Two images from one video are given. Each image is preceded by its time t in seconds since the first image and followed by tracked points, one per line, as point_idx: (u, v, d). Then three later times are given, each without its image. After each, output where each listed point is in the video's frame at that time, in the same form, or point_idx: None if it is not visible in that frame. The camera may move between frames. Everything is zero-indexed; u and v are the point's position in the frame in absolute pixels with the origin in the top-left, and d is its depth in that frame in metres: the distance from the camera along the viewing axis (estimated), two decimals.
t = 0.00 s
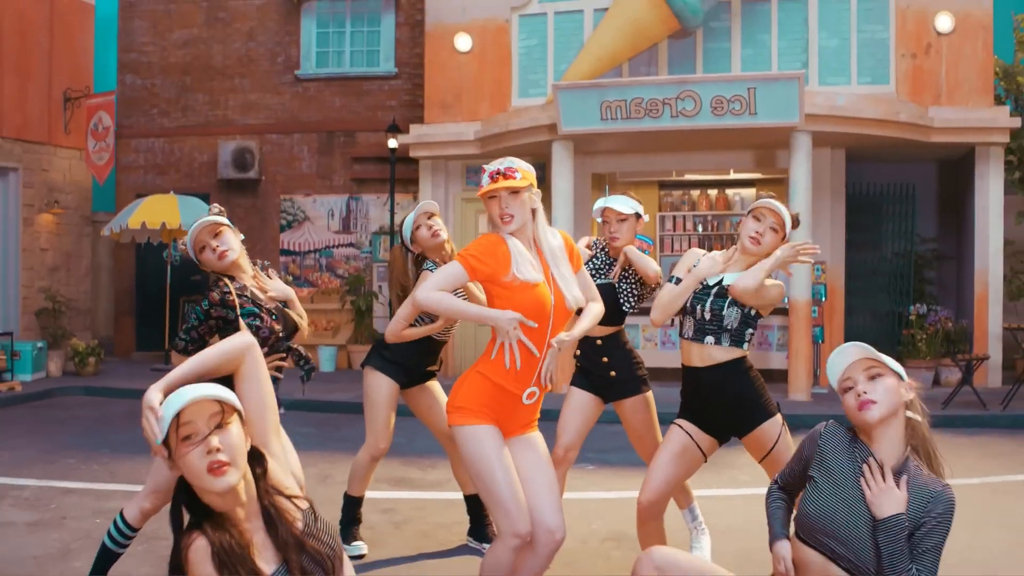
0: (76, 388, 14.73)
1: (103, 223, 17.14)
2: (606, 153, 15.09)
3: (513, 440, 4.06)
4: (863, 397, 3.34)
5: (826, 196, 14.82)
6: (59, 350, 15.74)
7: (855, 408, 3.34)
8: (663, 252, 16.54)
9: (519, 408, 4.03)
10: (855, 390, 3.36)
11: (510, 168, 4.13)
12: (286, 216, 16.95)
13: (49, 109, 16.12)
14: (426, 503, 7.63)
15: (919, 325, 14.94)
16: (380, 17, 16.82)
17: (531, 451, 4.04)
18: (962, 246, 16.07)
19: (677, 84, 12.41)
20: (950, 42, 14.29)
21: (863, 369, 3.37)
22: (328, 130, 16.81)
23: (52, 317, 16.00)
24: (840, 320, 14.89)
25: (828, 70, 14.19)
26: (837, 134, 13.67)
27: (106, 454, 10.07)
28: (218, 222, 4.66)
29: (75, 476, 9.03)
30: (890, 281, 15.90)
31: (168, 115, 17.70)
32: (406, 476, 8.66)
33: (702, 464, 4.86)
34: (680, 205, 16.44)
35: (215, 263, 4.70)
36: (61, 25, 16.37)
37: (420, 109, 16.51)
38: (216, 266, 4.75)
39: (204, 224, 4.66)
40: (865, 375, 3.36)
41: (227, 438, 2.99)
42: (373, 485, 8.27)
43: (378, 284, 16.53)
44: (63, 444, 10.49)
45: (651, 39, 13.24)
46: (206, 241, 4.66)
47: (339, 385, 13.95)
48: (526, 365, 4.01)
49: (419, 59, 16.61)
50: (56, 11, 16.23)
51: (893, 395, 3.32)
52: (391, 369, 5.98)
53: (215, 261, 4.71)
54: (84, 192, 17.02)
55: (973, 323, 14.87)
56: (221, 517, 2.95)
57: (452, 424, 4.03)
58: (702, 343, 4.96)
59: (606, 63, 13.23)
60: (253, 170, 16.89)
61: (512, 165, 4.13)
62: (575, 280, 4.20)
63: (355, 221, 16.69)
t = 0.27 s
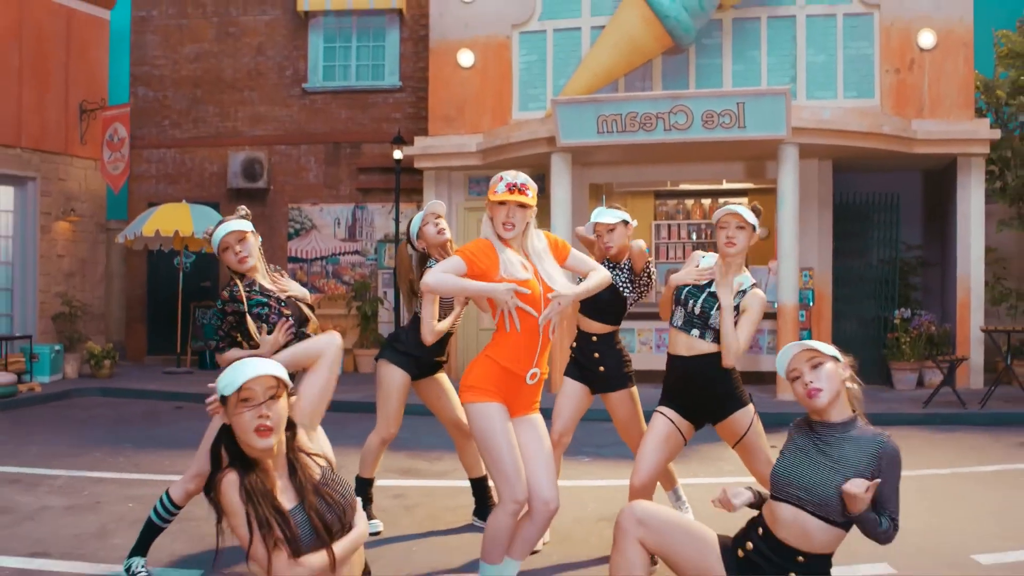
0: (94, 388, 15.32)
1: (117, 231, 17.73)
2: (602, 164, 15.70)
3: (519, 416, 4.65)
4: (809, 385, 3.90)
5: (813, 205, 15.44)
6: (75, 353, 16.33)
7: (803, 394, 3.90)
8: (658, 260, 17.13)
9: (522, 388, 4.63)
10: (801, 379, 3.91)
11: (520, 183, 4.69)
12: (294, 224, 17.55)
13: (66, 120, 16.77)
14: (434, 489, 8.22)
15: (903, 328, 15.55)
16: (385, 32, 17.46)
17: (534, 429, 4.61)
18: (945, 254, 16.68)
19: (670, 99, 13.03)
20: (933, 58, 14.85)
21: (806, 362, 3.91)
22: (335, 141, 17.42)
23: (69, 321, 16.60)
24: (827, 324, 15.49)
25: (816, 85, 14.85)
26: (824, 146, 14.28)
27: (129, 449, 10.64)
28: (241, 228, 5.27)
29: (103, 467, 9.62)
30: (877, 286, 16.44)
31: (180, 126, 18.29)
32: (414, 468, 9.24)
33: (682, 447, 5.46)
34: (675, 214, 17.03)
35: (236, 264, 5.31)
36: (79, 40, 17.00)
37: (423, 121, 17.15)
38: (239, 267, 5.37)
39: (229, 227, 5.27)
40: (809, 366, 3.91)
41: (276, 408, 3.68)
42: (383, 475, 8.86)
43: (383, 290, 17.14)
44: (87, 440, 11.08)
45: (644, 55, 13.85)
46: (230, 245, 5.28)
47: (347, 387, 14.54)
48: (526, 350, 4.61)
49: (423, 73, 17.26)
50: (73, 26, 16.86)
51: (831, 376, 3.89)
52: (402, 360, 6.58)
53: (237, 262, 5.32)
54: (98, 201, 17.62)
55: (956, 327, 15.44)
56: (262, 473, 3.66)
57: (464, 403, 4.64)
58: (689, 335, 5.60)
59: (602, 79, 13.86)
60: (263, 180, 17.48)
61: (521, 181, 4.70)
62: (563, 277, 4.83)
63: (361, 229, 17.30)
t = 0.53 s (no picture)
0: (113, 390, 16.04)
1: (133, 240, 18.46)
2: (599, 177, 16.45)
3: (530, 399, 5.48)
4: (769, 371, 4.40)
5: (799, 214, 16.22)
6: (94, 357, 17.06)
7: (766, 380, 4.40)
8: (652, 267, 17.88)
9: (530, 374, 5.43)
10: (765, 365, 4.39)
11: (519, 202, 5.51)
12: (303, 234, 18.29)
13: (84, 135, 17.52)
14: (443, 477, 8.94)
15: (886, 332, 16.29)
16: (390, 49, 18.24)
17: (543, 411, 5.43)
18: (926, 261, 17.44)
19: (661, 115, 13.79)
20: (913, 75, 15.58)
21: (770, 352, 4.38)
22: (342, 154, 18.17)
23: (87, 326, 17.35)
24: (814, 328, 16.22)
25: (801, 101, 15.63)
26: (808, 159, 15.02)
27: (155, 444, 11.35)
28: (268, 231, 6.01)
29: (133, 459, 10.33)
30: (862, 292, 17.16)
31: (192, 139, 19.00)
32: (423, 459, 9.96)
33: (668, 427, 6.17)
34: (669, 224, 17.77)
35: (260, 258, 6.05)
36: (97, 58, 17.78)
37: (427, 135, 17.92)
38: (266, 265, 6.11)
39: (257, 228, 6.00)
40: (773, 357, 4.38)
41: (304, 394, 3.84)
42: (395, 465, 9.58)
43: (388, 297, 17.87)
44: (115, 436, 11.79)
45: (638, 74, 14.62)
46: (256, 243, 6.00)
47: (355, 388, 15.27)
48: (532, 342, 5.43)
49: (427, 89, 18.04)
50: (92, 45, 17.63)
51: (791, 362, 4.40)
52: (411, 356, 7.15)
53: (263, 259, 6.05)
54: (115, 211, 18.35)
55: (936, 331, 16.12)
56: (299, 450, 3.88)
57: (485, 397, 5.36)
58: (691, 332, 6.31)
59: (598, 96, 14.63)
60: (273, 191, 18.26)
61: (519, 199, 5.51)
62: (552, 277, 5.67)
63: (367, 239, 18.03)
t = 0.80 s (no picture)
0: (129, 393, 16.69)
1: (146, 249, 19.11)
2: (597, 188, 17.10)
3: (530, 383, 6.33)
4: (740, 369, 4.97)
5: (788, 224, 16.90)
6: (109, 362, 17.71)
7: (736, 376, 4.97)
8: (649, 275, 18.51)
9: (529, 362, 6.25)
10: (738, 367, 4.95)
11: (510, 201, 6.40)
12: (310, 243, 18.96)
13: (100, 147, 18.19)
14: (450, 469, 9.59)
15: (872, 337, 16.94)
16: (394, 65, 18.91)
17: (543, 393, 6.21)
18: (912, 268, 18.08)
19: (655, 130, 14.45)
20: (897, 90, 16.20)
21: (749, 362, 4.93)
22: (348, 166, 18.82)
23: (102, 332, 18.01)
24: (803, 334, 16.87)
25: (790, 115, 16.37)
26: (796, 171, 15.69)
27: (175, 443, 11.98)
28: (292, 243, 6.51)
29: (157, 455, 10.97)
30: (851, 298, 17.79)
31: (203, 151, 19.64)
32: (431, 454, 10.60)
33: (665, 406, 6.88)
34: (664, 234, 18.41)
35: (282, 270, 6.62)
36: (112, 73, 18.46)
37: (430, 148, 18.59)
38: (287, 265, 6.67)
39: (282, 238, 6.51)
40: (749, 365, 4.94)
41: (315, 366, 4.54)
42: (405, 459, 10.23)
43: (393, 304, 18.53)
44: (137, 435, 12.43)
45: (633, 90, 15.28)
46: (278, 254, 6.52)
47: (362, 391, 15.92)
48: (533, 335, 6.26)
49: (430, 103, 18.73)
50: (107, 61, 18.32)
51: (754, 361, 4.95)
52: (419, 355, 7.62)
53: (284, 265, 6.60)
54: (129, 221, 19.01)
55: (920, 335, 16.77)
56: (319, 414, 4.61)
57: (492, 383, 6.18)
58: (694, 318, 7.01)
59: (595, 111, 15.28)
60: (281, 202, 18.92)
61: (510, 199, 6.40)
62: (548, 275, 6.52)
63: (372, 248, 18.68)
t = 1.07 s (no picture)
0: (143, 398, 17.33)
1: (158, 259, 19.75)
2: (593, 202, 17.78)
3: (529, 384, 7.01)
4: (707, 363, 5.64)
5: (777, 235, 17.61)
6: (123, 368, 18.35)
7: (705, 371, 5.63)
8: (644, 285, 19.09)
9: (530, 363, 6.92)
10: (706, 364, 5.63)
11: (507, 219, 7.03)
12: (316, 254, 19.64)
13: (115, 161, 18.87)
14: (455, 465, 10.22)
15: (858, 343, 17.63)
16: (398, 82, 19.63)
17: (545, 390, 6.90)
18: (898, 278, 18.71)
19: (648, 147, 15.13)
20: (882, 107, 16.83)
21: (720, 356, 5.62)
22: (354, 179, 19.49)
23: (117, 339, 18.68)
24: (792, 341, 17.53)
25: (778, 131, 17.11)
26: (785, 185, 16.37)
27: (192, 445, 12.56)
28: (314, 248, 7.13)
29: (178, 454, 11.60)
30: (839, 307, 18.43)
31: (212, 165, 20.23)
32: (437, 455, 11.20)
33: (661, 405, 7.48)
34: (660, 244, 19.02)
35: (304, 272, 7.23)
36: (126, 89, 19.16)
37: (433, 162, 19.28)
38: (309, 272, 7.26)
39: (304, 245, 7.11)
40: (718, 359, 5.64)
41: (356, 360, 5.21)
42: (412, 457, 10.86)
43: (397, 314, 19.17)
44: (155, 436, 13.04)
45: (629, 108, 15.99)
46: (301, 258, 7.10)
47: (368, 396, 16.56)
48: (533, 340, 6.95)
49: (433, 119, 19.44)
50: (121, 78, 19.00)
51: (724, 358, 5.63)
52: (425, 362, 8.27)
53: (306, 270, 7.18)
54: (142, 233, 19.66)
55: (904, 342, 17.43)
56: (347, 405, 5.26)
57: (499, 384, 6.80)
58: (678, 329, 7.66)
59: (592, 129, 15.98)
60: (289, 214, 19.58)
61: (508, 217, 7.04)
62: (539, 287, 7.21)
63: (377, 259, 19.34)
